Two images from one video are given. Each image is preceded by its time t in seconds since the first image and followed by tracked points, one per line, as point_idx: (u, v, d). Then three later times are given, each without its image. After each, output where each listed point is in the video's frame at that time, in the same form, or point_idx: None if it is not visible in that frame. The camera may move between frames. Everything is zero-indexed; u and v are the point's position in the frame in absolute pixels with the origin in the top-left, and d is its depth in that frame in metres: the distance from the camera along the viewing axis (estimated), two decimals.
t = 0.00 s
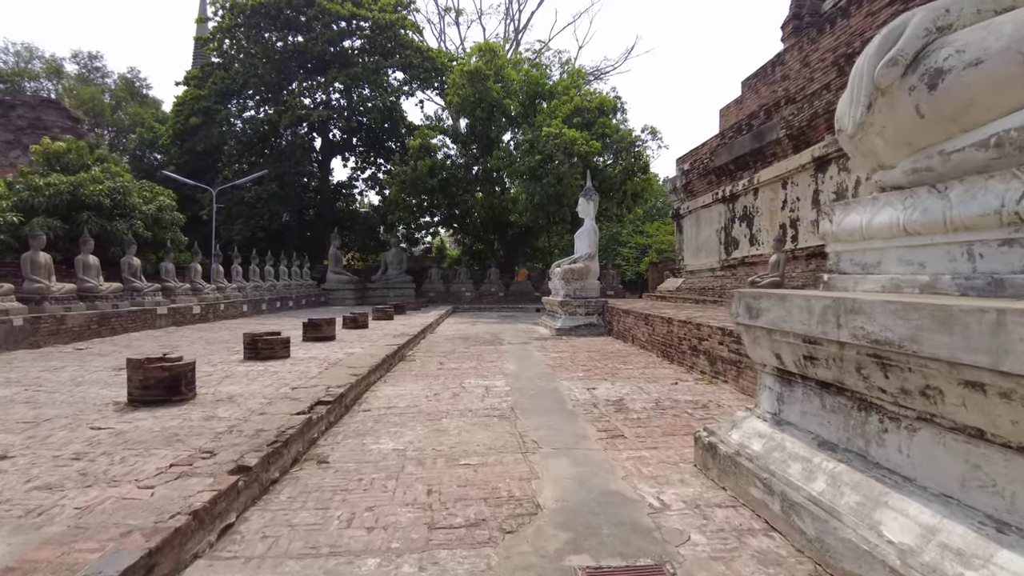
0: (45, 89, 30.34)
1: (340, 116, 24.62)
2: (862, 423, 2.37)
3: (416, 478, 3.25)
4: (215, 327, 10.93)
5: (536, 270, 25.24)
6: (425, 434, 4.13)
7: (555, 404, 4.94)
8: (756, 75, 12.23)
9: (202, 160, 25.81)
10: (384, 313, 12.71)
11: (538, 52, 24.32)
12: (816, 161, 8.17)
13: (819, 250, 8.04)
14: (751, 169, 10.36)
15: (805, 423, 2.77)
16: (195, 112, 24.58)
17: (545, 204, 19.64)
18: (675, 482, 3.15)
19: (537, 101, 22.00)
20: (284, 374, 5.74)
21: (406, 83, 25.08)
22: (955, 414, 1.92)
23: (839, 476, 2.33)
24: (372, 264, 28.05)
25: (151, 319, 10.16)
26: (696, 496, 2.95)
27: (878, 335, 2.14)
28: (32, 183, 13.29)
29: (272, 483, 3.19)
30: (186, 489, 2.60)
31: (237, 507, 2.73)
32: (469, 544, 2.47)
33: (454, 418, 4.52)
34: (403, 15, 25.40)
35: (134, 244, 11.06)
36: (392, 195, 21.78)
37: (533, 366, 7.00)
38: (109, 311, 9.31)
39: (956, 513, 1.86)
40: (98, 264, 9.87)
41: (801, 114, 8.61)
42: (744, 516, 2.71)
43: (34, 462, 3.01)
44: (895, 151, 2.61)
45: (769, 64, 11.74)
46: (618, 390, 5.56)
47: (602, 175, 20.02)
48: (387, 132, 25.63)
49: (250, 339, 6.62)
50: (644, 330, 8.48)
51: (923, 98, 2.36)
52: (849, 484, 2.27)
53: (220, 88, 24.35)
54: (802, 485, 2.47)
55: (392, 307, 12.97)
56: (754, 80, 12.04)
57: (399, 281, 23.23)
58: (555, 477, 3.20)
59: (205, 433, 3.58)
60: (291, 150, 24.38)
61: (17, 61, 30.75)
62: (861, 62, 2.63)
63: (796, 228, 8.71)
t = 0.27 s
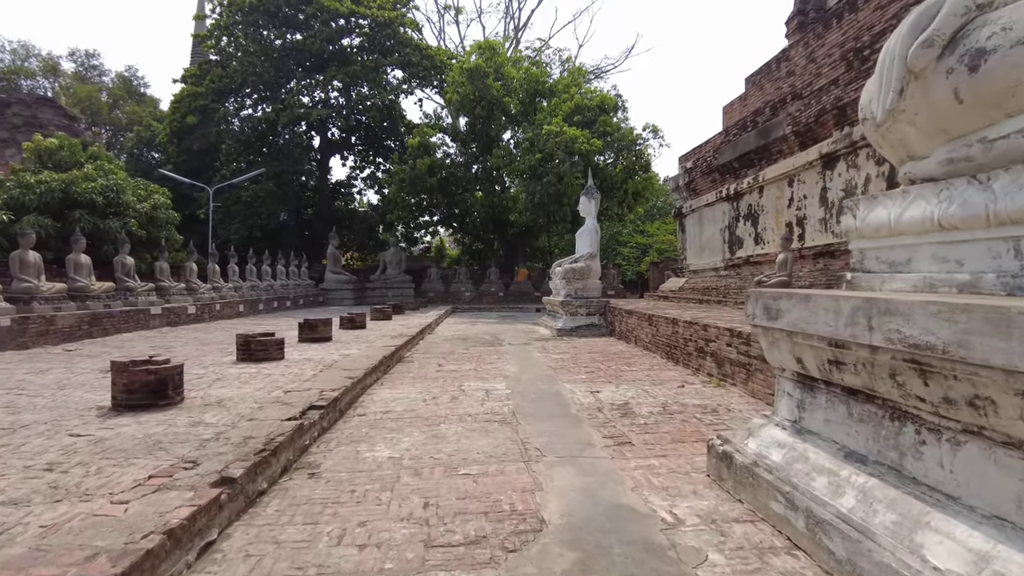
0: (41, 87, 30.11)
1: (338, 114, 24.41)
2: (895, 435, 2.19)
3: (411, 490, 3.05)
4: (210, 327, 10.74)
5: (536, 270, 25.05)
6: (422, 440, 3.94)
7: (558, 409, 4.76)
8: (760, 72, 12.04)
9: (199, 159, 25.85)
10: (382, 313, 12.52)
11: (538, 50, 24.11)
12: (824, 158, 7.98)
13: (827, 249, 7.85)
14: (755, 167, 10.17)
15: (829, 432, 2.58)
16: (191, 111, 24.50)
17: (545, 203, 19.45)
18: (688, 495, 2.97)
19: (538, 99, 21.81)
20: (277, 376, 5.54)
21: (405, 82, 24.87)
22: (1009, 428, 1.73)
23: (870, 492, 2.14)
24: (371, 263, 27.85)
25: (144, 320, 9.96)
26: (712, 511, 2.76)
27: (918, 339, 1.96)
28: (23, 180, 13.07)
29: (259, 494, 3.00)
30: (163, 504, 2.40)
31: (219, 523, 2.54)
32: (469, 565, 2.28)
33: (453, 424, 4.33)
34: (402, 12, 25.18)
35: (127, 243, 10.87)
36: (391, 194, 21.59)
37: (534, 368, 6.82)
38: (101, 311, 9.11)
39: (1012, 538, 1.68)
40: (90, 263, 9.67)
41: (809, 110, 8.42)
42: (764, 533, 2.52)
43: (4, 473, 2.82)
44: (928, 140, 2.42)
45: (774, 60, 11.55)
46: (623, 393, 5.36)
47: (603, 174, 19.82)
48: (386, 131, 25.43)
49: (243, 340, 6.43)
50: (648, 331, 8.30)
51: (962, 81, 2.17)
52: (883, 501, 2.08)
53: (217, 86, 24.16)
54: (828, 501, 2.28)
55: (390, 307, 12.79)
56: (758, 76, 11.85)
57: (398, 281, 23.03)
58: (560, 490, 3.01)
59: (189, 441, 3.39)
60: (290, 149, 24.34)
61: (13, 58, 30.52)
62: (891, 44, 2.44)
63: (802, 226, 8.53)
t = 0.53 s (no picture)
0: (37, 86, 29.91)
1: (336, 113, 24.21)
2: (933, 451, 1.99)
3: (403, 506, 2.85)
4: (204, 328, 10.54)
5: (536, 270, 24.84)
6: (417, 450, 3.74)
7: (559, 415, 4.56)
8: (764, 68, 11.83)
9: (196, 158, 25.64)
10: (379, 313, 12.32)
11: (538, 47, 23.91)
12: (831, 155, 7.78)
13: (834, 248, 7.65)
14: (760, 164, 9.98)
15: (855, 445, 2.39)
16: (188, 108, 24.25)
17: (545, 202, 19.25)
18: (701, 511, 2.77)
19: (537, 98, 21.62)
20: (268, 380, 5.34)
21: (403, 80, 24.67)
22: None
23: (906, 515, 1.94)
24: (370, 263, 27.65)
25: (136, 321, 9.76)
26: (727, 530, 2.56)
27: (964, 347, 1.76)
28: (12, 178, 12.87)
29: (240, 511, 2.80)
30: (129, 525, 2.20)
31: (192, 545, 2.34)
32: None
33: (449, 432, 4.13)
34: (401, 10, 24.97)
35: (119, 242, 10.67)
36: (389, 193, 21.38)
37: (535, 371, 6.62)
38: (90, 312, 8.91)
39: None
40: (79, 263, 9.48)
41: (815, 106, 8.21)
42: (785, 556, 2.32)
43: None
44: (965, 129, 2.22)
45: (778, 56, 11.35)
46: (627, 398, 5.17)
47: (604, 172, 19.65)
48: (384, 130, 25.22)
49: (234, 343, 6.23)
50: (651, 333, 8.09)
51: (1008, 62, 1.97)
52: (922, 526, 1.88)
53: (213, 83, 23.98)
54: (858, 523, 2.08)
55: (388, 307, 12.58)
56: (761, 72, 11.65)
57: (397, 281, 22.83)
58: (563, 506, 2.81)
59: (168, 452, 3.18)
60: (287, 148, 23.99)
61: (9, 57, 30.32)
62: (925, 24, 2.23)
63: (809, 225, 8.33)
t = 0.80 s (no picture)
0: (33, 85, 29.72)
1: (335, 112, 24.03)
2: (982, 474, 1.81)
3: (397, 526, 2.66)
4: (198, 330, 10.35)
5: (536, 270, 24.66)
6: (413, 461, 3.55)
7: (562, 422, 4.38)
8: (768, 65, 11.65)
9: (193, 157, 25.40)
10: (377, 314, 12.13)
11: (538, 46, 23.73)
12: (840, 152, 7.60)
13: (843, 248, 7.47)
14: (765, 162, 9.80)
15: (886, 462, 2.20)
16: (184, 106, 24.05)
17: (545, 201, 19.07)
18: (716, 531, 2.58)
19: (537, 96, 21.44)
20: (259, 386, 5.15)
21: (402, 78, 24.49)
22: None
23: (952, 544, 1.76)
24: (369, 263, 27.46)
25: (129, 322, 9.58)
26: (746, 553, 2.37)
27: None
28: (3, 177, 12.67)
29: (222, 531, 2.61)
30: (94, 553, 2.00)
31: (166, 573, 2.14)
32: None
33: (447, 441, 3.94)
34: (400, 8, 24.77)
35: (112, 242, 10.49)
36: (388, 193, 21.20)
37: (536, 375, 6.43)
38: (81, 313, 8.72)
39: None
40: (70, 264, 9.29)
41: (822, 102, 8.03)
42: None
43: None
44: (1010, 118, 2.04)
45: (782, 53, 11.16)
46: (632, 404, 4.98)
47: (604, 171, 19.47)
48: (383, 129, 25.02)
49: (225, 346, 6.04)
50: (654, 335, 7.91)
51: None
52: (973, 559, 1.69)
53: (210, 80, 23.81)
54: (896, 551, 1.89)
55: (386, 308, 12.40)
56: (765, 69, 11.46)
57: (396, 281, 22.64)
58: (568, 525, 2.63)
59: (147, 466, 2.99)
60: (285, 147, 23.83)
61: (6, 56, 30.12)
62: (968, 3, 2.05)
63: (816, 224, 8.15)
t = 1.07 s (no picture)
0: (30, 83, 29.53)
1: (334, 110, 23.84)
2: None
3: (393, 541, 2.47)
4: (193, 330, 10.16)
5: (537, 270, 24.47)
6: (411, 470, 3.36)
7: (567, 428, 4.18)
8: (773, 61, 11.46)
9: (191, 157, 25.31)
10: (376, 314, 11.93)
11: (539, 44, 23.55)
12: (850, 148, 7.42)
13: (853, 246, 7.28)
14: (771, 159, 9.62)
15: (925, 476, 2.02)
16: (182, 104, 23.86)
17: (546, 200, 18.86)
18: (737, 549, 2.40)
19: (538, 94, 21.26)
20: (252, 389, 4.96)
21: (402, 77, 24.30)
22: None
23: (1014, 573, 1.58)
24: (368, 263, 27.26)
25: (123, 322, 9.39)
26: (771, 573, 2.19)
27: None
28: None
29: (204, 548, 2.42)
30: None
31: None
32: None
33: (446, 448, 3.75)
34: (399, 6, 24.58)
35: (105, 240, 10.29)
36: (387, 191, 21.02)
37: (539, 377, 6.24)
38: (73, 314, 8.52)
39: None
40: (62, 263, 9.10)
41: (831, 97, 7.84)
42: None
43: None
44: None
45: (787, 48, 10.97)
46: (640, 407, 4.79)
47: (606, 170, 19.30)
48: (383, 127, 24.83)
49: (218, 347, 5.85)
50: (659, 336, 7.72)
51: None
52: None
53: (208, 78, 23.63)
54: None
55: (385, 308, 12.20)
56: (771, 65, 11.27)
57: (395, 281, 22.44)
58: (577, 542, 2.44)
59: (126, 476, 2.79)
60: (284, 146, 23.74)
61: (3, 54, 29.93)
62: None
63: (825, 222, 7.95)
